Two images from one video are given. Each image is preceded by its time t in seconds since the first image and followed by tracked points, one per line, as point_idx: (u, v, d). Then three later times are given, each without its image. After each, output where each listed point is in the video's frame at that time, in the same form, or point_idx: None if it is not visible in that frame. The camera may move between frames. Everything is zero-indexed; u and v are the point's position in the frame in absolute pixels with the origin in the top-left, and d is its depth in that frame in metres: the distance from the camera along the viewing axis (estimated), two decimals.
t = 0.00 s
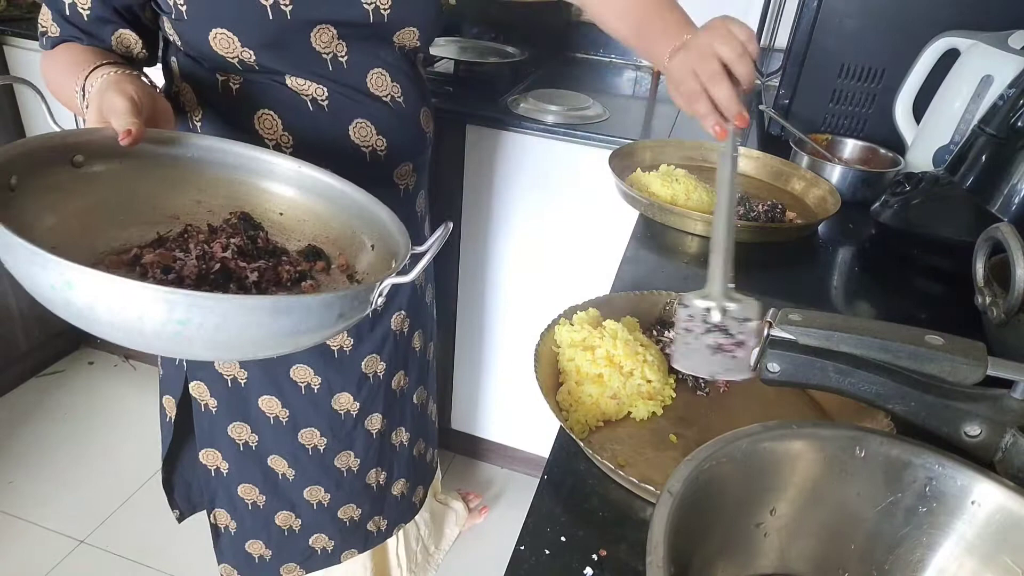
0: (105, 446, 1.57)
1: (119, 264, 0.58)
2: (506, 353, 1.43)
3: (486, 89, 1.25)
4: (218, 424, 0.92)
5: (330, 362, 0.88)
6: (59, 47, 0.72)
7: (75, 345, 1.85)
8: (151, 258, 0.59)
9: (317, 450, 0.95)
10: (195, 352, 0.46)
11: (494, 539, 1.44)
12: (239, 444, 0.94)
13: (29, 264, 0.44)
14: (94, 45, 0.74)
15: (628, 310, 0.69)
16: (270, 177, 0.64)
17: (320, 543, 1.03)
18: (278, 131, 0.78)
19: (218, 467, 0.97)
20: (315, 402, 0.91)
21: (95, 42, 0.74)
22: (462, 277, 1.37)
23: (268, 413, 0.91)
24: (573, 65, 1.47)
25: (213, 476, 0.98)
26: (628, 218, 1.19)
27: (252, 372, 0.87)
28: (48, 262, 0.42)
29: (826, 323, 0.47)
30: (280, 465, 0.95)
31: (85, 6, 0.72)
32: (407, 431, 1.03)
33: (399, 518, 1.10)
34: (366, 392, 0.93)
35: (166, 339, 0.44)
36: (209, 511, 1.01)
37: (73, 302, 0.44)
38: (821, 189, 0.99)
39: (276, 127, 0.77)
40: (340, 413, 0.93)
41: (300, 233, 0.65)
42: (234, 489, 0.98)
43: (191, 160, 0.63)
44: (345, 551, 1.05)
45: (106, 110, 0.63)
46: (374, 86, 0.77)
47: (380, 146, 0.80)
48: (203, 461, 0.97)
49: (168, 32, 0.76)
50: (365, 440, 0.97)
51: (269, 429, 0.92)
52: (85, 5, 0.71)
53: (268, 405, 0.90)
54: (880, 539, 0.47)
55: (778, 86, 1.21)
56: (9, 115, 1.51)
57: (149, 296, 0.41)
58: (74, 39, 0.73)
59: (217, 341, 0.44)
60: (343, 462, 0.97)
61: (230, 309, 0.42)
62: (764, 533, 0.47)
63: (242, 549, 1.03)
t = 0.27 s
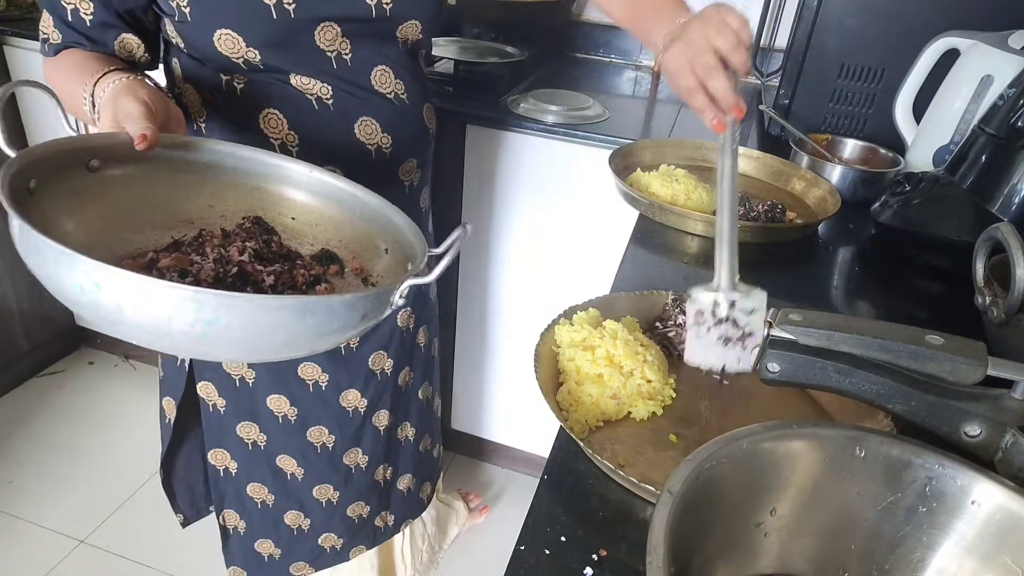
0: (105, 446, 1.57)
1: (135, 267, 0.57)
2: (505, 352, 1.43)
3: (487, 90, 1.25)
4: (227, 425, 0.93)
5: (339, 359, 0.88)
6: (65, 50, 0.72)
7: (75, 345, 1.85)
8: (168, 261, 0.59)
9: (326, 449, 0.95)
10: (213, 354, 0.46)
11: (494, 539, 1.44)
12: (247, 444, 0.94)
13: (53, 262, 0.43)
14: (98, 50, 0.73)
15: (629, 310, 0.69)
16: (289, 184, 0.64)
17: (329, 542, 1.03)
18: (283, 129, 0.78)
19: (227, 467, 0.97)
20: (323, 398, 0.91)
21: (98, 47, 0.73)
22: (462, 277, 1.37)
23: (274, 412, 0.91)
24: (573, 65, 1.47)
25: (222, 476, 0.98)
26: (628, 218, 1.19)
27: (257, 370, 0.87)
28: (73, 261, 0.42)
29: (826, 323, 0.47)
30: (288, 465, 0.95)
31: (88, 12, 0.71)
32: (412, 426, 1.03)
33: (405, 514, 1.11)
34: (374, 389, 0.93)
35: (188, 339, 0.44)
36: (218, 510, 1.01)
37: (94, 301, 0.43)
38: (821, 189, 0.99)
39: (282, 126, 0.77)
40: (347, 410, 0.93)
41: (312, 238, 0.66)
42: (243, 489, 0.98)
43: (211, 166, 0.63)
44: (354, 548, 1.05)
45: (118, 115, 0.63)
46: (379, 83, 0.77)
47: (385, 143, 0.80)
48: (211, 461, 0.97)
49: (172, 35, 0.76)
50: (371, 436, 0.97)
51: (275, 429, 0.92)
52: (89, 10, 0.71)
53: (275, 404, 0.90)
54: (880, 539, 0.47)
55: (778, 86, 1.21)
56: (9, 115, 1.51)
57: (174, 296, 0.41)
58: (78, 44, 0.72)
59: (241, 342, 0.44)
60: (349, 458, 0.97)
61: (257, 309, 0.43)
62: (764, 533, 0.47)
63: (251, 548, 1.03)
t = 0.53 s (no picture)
0: (105, 446, 1.57)
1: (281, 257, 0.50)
2: (506, 352, 1.43)
3: (487, 90, 1.25)
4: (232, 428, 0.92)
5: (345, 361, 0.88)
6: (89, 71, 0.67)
7: (75, 345, 1.85)
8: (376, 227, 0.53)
9: (333, 451, 0.95)
10: (393, 277, 0.44)
11: (493, 539, 1.44)
12: (254, 449, 0.94)
13: (263, 160, 0.43)
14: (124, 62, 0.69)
15: (628, 310, 0.70)
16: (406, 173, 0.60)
17: (336, 541, 1.03)
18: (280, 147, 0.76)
19: (232, 473, 0.97)
20: (332, 403, 0.91)
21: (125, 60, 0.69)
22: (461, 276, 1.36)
23: (282, 416, 0.90)
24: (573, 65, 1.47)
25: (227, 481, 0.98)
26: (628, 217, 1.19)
27: (264, 372, 0.87)
28: (286, 153, 0.42)
29: (826, 324, 0.47)
30: (295, 469, 0.95)
31: (109, 20, 0.67)
32: (417, 427, 1.03)
33: (410, 514, 1.11)
34: (381, 391, 0.93)
35: (374, 248, 0.42)
36: (224, 515, 1.00)
37: (297, 196, 0.42)
38: (821, 189, 0.99)
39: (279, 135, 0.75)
40: (354, 412, 0.93)
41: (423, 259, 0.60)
42: (249, 494, 0.98)
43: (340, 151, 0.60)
44: (359, 548, 1.06)
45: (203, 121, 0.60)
46: (385, 82, 0.78)
47: (393, 143, 0.81)
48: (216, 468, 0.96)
49: (177, 40, 0.73)
50: (377, 436, 0.97)
51: (281, 432, 0.92)
52: (111, 18, 0.67)
53: (282, 408, 0.90)
54: (880, 539, 0.47)
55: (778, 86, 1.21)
56: (9, 115, 1.51)
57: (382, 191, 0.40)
58: (104, 58, 0.67)
59: (420, 258, 0.42)
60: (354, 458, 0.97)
61: (456, 221, 0.41)
62: (764, 533, 0.47)
63: (258, 550, 1.03)
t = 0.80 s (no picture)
0: (104, 446, 1.57)
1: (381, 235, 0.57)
2: (506, 350, 1.42)
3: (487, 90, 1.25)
4: (238, 439, 0.92)
5: (349, 365, 0.88)
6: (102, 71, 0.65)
7: (75, 345, 1.85)
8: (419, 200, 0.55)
9: (338, 457, 0.95)
10: (463, 265, 0.46)
11: (493, 539, 1.44)
12: (258, 459, 0.93)
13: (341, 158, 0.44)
14: (134, 59, 0.67)
15: (628, 310, 0.70)
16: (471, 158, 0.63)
17: (338, 551, 1.03)
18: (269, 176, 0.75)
19: (235, 483, 0.96)
20: (337, 408, 0.91)
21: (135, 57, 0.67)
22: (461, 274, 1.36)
23: (288, 423, 0.90)
24: (573, 65, 1.46)
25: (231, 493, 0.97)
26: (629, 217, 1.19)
27: (269, 377, 0.87)
28: (366, 156, 0.43)
29: (827, 323, 0.47)
30: (299, 477, 0.95)
31: (122, 16, 0.65)
32: (418, 430, 1.03)
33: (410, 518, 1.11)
34: (384, 396, 0.93)
35: (440, 239, 0.44)
36: (227, 527, 0.99)
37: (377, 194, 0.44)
38: (822, 189, 0.99)
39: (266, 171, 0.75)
40: (361, 417, 0.93)
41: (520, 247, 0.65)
42: (253, 504, 0.97)
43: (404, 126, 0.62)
44: (363, 556, 1.06)
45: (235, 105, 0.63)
46: (393, 82, 0.78)
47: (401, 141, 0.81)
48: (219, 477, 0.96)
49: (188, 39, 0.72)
50: (382, 442, 0.97)
51: (288, 440, 0.92)
52: (123, 13, 0.65)
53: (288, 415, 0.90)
54: (880, 539, 0.47)
55: (778, 86, 1.21)
56: (9, 115, 1.51)
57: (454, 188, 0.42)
58: (115, 55, 0.66)
59: (491, 246, 0.44)
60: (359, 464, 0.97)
61: (516, 211, 0.43)
62: (764, 533, 0.47)
63: (259, 562, 1.02)
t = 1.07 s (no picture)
0: (104, 446, 1.57)
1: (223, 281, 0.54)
2: (507, 350, 1.42)
3: (486, 90, 1.25)
4: (232, 437, 0.92)
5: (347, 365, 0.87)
6: (57, 63, 0.67)
7: (75, 345, 1.85)
8: (225, 287, 0.54)
9: (332, 455, 0.94)
10: (265, 379, 0.45)
11: (493, 539, 1.44)
12: (254, 455, 0.93)
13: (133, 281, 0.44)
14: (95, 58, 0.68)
15: (628, 310, 0.70)
16: (351, 206, 0.61)
17: (336, 548, 1.03)
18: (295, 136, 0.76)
19: (232, 482, 0.96)
20: (331, 408, 0.90)
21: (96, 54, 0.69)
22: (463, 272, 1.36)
23: (283, 422, 0.90)
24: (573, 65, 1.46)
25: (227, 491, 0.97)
26: (628, 217, 1.19)
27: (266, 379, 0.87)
28: (152, 281, 0.42)
29: (827, 323, 0.47)
30: (295, 474, 0.95)
31: (84, 15, 0.67)
32: (417, 430, 1.03)
33: (410, 518, 1.11)
34: (381, 396, 0.93)
35: (229, 355, 0.43)
36: (223, 523, 1.00)
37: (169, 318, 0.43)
38: (822, 189, 0.99)
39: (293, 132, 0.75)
40: (356, 416, 0.92)
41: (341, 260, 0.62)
42: (250, 502, 0.98)
43: (270, 183, 0.60)
44: (360, 554, 1.06)
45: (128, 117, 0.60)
46: (385, 84, 0.77)
47: (395, 144, 0.80)
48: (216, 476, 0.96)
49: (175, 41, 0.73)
50: (379, 441, 0.97)
51: (282, 437, 0.92)
52: (83, 12, 0.67)
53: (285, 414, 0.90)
54: (880, 539, 0.47)
55: (778, 86, 1.21)
56: (9, 115, 1.51)
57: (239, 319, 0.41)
58: (72, 49, 0.68)
59: (292, 369, 0.44)
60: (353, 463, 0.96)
61: (324, 345, 0.42)
62: (764, 533, 0.47)
63: (258, 560, 1.03)
